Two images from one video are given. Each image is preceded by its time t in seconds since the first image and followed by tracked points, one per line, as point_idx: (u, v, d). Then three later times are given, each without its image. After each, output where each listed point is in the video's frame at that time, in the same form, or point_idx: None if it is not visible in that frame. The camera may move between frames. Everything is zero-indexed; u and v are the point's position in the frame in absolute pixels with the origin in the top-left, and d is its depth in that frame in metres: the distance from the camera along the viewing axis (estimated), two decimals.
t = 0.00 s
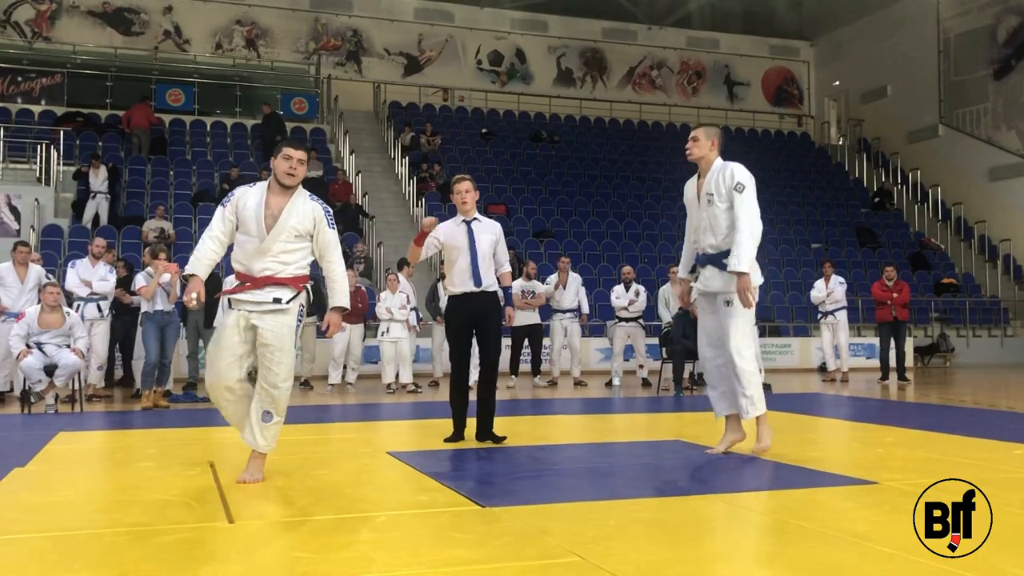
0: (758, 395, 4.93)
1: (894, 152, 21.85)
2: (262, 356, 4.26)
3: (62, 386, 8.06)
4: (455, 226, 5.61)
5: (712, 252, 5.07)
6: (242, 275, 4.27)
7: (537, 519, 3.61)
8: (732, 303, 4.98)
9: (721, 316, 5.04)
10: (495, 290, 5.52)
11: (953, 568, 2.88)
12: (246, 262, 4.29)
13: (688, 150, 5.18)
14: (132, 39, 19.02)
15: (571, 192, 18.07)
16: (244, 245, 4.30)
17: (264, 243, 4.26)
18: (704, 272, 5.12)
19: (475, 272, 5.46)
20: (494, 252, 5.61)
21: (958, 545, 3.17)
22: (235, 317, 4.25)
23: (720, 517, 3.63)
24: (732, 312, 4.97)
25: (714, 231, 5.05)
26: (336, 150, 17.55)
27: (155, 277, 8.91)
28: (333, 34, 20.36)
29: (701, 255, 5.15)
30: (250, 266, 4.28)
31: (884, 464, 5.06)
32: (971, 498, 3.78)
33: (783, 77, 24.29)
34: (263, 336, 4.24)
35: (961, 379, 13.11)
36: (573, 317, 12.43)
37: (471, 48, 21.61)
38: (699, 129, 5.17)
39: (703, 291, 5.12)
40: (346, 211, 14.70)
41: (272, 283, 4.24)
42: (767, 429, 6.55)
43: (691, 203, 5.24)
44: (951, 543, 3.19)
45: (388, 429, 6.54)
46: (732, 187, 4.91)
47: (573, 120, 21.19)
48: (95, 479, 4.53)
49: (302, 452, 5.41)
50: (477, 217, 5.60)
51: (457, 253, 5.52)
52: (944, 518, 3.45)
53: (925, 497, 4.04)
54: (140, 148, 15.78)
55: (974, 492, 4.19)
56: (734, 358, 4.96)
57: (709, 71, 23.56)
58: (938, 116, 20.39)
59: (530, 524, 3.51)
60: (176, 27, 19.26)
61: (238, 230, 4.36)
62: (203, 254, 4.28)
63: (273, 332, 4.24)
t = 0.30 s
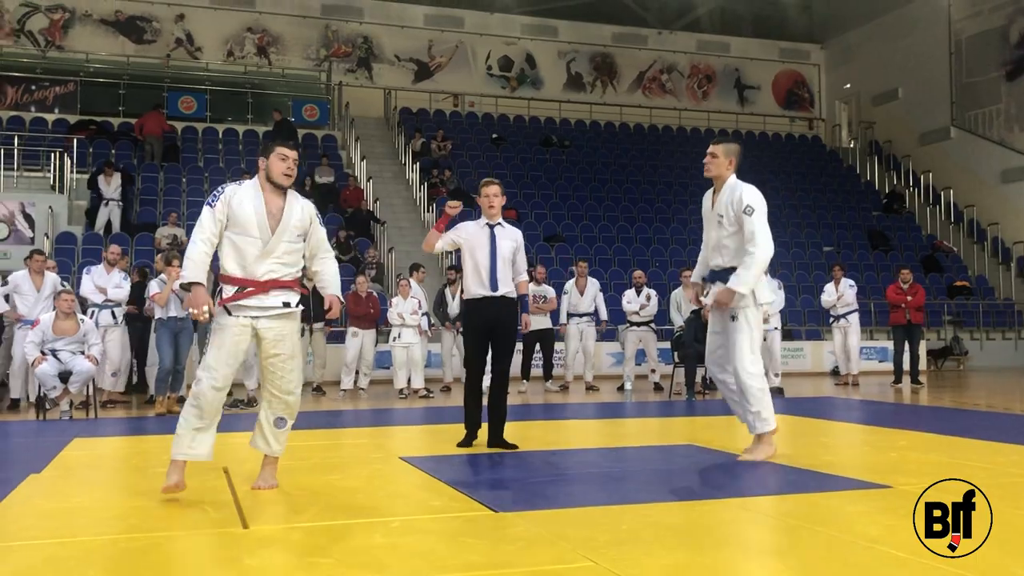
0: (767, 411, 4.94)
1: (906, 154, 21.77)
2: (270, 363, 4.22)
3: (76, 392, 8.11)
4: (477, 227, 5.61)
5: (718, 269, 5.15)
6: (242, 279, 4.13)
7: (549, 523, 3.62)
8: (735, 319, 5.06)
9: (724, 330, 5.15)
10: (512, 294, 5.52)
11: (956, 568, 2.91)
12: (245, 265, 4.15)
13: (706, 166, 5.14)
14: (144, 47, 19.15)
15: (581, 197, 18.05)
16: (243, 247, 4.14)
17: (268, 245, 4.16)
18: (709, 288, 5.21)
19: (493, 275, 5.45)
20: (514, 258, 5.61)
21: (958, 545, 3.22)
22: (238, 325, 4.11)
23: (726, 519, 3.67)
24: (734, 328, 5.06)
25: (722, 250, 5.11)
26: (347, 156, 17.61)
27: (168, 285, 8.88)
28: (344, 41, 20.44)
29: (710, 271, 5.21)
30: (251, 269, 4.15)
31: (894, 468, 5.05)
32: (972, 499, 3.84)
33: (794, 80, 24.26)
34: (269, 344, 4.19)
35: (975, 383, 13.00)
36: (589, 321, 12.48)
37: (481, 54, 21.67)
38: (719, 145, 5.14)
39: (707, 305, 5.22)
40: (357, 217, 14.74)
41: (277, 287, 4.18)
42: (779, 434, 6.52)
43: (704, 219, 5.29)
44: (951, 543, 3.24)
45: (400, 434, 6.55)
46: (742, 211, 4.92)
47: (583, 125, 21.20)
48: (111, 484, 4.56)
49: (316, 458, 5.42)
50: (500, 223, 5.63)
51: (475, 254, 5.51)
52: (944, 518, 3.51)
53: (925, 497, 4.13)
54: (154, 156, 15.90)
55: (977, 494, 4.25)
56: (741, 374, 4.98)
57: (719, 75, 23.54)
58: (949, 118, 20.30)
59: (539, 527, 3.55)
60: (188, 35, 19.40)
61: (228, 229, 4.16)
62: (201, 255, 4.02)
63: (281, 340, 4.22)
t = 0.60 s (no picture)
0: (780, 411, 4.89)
1: (914, 160, 21.71)
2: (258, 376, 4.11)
3: (87, 406, 8.13)
4: (493, 235, 5.58)
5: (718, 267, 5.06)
6: (235, 287, 3.98)
7: (560, 534, 3.61)
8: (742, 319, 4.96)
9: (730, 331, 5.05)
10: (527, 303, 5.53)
11: (955, 568, 3.01)
12: (234, 272, 4.01)
13: (702, 165, 5.14)
14: (152, 61, 19.27)
15: (589, 206, 18.06)
16: (234, 252, 4.00)
17: (260, 252, 4.09)
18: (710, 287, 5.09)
19: (509, 283, 5.44)
20: (528, 266, 5.63)
21: (957, 545, 3.33)
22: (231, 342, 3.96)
23: (734, 527, 3.67)
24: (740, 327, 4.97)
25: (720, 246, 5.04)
26: (355, 167, 17.68)
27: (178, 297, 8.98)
28: (351, 53, 20.55)
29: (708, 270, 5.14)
30: (241, 277, 4.02)
31: (904, 475, 5.01)
32: (974, 500, 3.96)
33: (801, 87, 24.25)
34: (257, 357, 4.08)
35: (987, 389, 12.91)
36: (599, 332, 12.43)
37: (488, 65, 21.73)
38: (714, 144, 5.12)
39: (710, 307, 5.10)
40: (365, 229, 14.70)
41: (267, 296, 4.11)
42: (787, 442, 6.49)
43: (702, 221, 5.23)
44: (951, 543, 3.35)
45: (410, 446, 6.55)
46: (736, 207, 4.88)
47: (590, 134, 21.22)
48: (121, 499, 4.56)
49: (325, 470, 5.42)
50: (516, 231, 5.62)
51: (492, 262, 5.48)
52: (944, 518, 3.64)
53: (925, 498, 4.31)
54: (161, 169, 15.90)
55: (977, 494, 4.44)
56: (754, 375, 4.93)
57: (725, 83, 23.55)
58: (957, 124, 20.24)
59: (547, 537, 3.54)
60: (196, 49, 19.53)
61: (215, 232, 3.96)
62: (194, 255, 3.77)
63: (268, 352, 4.12)
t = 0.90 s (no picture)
0: (771, 417, 4.87)
1: (917, 167, 21.70)
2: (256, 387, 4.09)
3: (90, 415, 8.10)
4: (489, 241, 5.55)
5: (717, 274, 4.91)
6: (249, 297, 3.98)
7: (564, 541, 3.60)
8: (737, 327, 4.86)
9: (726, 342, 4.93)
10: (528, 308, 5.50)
11: (952, 567, 3.10)
12: (247, 281, 3.99)
13: (682, 180, 5.09)
14: (156, 70, 19.32)
15: (591, 213, 18.05)
16: (247, 261, 3.98)
17: (268, 262, 4.10)
18: (707, 297, 4.95)
19: (509, 290, 5.41)
20: (527, 271, 5.58)
21: (958, 545, 3.42)
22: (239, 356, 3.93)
23: (739, 534, 3.67)
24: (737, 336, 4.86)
25: (717, 253, 4.91)
26: (358, 175, 17.70)
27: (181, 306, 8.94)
28: (354, 62, 20.60)
29: (700, 281, 4.99)
30: (253, 286, 4.01)
31: (907, 483, 4.98)
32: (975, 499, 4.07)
33: (803, 94, 24.27)
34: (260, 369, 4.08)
35: (992, 396, 12.83)
36: (597, 339, 12.40)
37: (491, 73, 21.78)
38: (691, 159, 5.10)
39: (705, 318, 4.98)
40: (368, 236, 14.70)
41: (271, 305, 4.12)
42: (790, 450, 6.46)
43: (689, 231, 5.12)
44: (951, 543, 3.45)
45: (413, 454, 6.54)
46: (734, 212, 4.82)
47: (593, 141, 21.23)
48: (124, 507, 4.55)
49: (329, 478, 5.42)
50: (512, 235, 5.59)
51: (490, 268, 5.45)
52: (944, 518, 3.74)
53: (925, 499, 4.52)
54: (162, 177, 15.88)
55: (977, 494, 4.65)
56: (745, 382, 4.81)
57: (728, 90, 23.57)
58: (960, 130, 20.23)
59: (552, 544, 3.55)
60: (199, 58, 19.59)
61: (229, 241, 3.93)
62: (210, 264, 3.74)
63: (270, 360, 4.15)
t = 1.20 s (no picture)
0: (771, 433, 4.69)
1: (919, 173, 21.69)
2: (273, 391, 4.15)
3: (92, 417, 8.12)
4: (487, 246, 5.56)
5: (719, 279, 4.88)
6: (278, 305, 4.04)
7: (567, 546, 3.61)
8: (738, 332, 4.80)
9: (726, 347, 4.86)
10: (524, 312, 5.48)
11: (952, 567, 3.17)
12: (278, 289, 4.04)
13: (690, 182, 5.01)
14: (159, 74, 19.36)
15: (594, 218, 18.05)
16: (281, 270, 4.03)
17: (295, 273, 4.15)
18: (707, 301, 4.91)
19: (505, 295, 5.40)
20: (524, 275, 5.57)
21: (957, 545, 3.51)
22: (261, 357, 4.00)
23: (742, 539, 3.68)
24: (739, 342, 4.80)
25: (720, 258, 4.87)
26: (361, 179, 17.73)
27: (183, 309, 8.96)
28: (357, 66, 20.63)
29: (705, 284, 4.94)
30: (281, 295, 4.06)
31: (909, 489, 4.97)
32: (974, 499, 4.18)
33: (806, 100, 24.28)
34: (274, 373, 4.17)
35: (995, 402, 12.78)
36: (592, 343, 12.43)
37: (494, 77, 21.81)
38: (699, 160, 5.02)
39: (704, 321, 4.93)
40: (370, 241, 14.71)
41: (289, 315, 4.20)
42: (791, 456, 6.44)
43: (694, 233, 5.07)
44: (951, 543, 3.53)
45: (415, 458, 6.53)
46: (743, 217, 4.77)
47: (595, 146, 21.24)
48: (125, 511, 4.54)
49: (331, 482, 5.41)
50: (509, 238, 5.59)
51: (488, 274, 5.46)
52: (944, 517, 3.84)
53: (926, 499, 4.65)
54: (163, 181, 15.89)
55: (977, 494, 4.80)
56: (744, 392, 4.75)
57: (731, 95, 23.60)
58: (963, 136, 20.23)
59: (555, 548, 3.55)
60: (202, 62, 19.64)
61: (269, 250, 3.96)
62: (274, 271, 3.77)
63: (283, 371, 4.24)
